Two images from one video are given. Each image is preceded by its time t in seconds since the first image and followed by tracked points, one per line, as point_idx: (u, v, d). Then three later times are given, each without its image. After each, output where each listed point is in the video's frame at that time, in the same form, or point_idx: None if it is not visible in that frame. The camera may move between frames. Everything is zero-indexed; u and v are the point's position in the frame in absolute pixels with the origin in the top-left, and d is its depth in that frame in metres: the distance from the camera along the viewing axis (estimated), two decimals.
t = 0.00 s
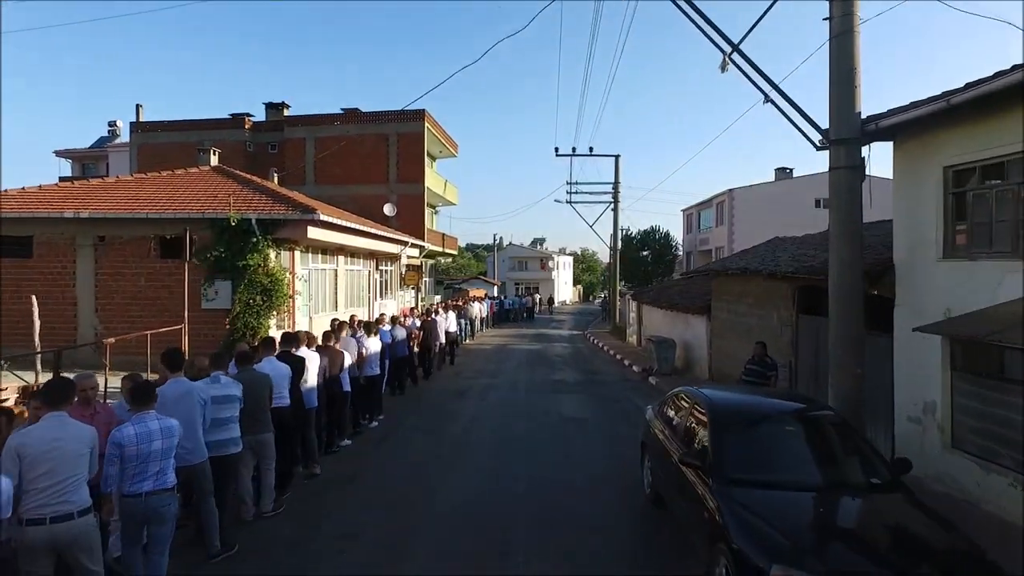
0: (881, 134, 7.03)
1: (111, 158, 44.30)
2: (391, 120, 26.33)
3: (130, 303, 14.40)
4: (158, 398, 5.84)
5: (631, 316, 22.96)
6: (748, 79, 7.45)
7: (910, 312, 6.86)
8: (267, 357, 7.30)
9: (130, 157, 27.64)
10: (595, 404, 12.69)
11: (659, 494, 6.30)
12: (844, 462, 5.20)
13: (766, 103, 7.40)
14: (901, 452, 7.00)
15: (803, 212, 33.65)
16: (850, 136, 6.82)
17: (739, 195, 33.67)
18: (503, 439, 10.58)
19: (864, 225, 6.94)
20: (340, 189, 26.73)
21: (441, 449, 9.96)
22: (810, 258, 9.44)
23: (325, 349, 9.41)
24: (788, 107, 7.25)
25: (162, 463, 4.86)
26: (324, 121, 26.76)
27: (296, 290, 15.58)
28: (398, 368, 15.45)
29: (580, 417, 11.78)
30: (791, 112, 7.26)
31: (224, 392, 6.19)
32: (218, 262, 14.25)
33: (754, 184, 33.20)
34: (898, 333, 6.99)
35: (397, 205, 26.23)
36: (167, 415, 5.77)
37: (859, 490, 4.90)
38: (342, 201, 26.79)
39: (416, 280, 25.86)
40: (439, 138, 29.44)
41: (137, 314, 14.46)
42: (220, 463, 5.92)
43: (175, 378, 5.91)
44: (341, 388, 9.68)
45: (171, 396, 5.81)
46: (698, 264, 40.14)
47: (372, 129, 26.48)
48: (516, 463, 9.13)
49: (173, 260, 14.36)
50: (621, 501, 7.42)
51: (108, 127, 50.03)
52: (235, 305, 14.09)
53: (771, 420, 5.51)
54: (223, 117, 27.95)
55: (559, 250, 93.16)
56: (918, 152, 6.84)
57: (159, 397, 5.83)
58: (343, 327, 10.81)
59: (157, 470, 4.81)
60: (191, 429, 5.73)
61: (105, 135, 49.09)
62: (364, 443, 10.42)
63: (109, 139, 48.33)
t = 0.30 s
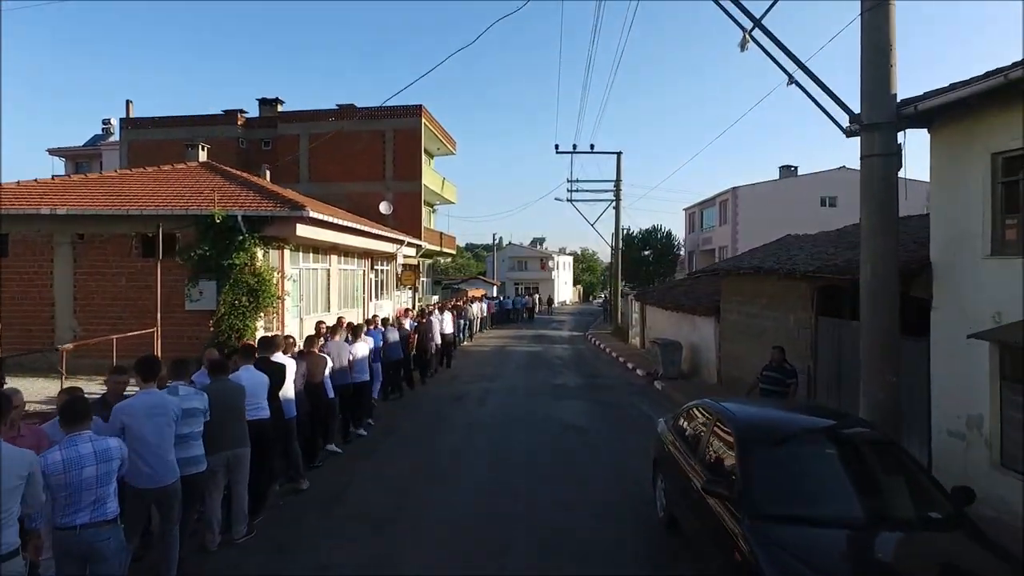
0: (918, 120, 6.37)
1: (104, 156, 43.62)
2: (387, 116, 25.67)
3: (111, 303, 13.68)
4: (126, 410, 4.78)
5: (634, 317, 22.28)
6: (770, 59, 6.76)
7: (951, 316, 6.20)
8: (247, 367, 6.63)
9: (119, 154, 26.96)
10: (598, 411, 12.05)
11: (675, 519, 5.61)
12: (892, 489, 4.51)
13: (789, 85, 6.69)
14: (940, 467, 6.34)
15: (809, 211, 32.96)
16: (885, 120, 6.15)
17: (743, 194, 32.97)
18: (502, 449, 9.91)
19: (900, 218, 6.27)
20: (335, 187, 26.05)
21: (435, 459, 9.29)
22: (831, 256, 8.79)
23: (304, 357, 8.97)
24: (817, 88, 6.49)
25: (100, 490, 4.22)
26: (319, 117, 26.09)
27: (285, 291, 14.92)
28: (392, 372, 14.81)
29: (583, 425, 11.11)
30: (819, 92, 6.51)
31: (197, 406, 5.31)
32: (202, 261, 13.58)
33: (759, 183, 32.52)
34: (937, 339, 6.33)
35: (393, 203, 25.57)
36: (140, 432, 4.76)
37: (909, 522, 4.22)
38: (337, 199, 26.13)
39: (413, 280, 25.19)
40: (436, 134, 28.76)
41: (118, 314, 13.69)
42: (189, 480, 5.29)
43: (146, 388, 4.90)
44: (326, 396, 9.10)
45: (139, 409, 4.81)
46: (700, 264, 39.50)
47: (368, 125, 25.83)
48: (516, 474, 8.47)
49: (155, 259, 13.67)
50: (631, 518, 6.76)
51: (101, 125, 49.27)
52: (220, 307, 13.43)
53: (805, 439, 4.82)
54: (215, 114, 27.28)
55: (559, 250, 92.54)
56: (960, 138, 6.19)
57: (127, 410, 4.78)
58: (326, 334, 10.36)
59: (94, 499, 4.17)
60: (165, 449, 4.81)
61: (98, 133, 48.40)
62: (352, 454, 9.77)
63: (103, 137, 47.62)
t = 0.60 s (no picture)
0: (963, 101, 5.72)
1: (98, 154, 42.99)
2: (383, 111, 25.02)
3: (90, 304, 13.02)
4: (67, 425, 3.98)
5: (637, 318, 21.65)
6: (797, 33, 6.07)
7: (1001, 319, 5.55)
8: (219, 377, 5.71)
9: (108, 151, 26.30)
10: (602, 417, 11.41)
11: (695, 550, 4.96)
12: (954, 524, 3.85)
13: (819, 62, 5.98)
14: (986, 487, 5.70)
15: (814, 209, 32.30)
16: (929, 100, 5.50)
17: (747, 192, 32.29)
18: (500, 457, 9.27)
19: (943, 209, 5.62)
20: (329, 184, 25.39)
21: (429, 469, 8.66)
22: (854, 254, 8.15)
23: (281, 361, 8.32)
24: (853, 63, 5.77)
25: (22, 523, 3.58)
26: (313, 113, 25.43)
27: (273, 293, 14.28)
28: (386, 375, 14.17)
29: (587, 431, 10.48)
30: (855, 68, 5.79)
31: (147, 421, 4.62)
32: (186, 260, 12.90)
33: (763, 180, 31.84)
34: (984, 345, 5.68)
35: (389, 200, 24.92)
36: (84, 450, 4.00)
37: (978, 565, 3.58)
38: (330, 196, 25.48)
39: (410, 279, 24.54)
40: (433, 131, 28.11)
41: (98, 316, 13.03)
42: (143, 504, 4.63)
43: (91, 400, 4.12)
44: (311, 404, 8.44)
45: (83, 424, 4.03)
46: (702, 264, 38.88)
47: (363, 121, 25.18)
48: (516, 485, 7.84)
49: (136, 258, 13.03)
50: (640, 539, 6.15)
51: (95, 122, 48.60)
52: (203, 308, 12.75)
53: (849, 465, 4.16)
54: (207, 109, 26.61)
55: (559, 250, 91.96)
56: (1011, 120, 5.54)
57: (67, 426, 3.98)
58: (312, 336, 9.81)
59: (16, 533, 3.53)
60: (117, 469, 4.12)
61: (92, 131, 47.76)
62: (340, 465, 9.12)
63: (97, 135, 46.96)
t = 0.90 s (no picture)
0: (1020, 77, 5.06)
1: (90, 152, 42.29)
2: (378, 106, 24.34)
3: (65, 305, 12.36)
4: None
5: (639, 319, 20.99)
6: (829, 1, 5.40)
7: None
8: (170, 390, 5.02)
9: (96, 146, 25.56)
10: (606, 426, 10.73)
11: None
12: None
13: (854, 34, 5.32)
14: None
15: (819, 208, 31.63)
16: (985, 75, 4.83)
17: (751, 190, 31.63)
18: (497, 470, 8.61)
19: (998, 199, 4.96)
20: (323, 181, 24.69)
21: (420, 484, 7.99)
22: (883, 251, 7.48)
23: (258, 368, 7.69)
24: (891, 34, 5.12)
25: None
26: (306, 108, 24.73)
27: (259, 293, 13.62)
28: (378, 381, 13.51)
29: (590, 442, 9.81)
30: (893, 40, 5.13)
31: (86, 447, 3.96)
32: (166, 258, 12.22)
33: (767, 178, 31.16)
34: None
35: (384, 198, 24.23)
36: None
37: None
38: (324, 194, 24.80)
39: (405, 280, 23.89)
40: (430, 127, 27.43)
41: (74, 319, 12.36)
42: (92, 545, 3.94)
43: None
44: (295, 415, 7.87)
45: None
46: (704, 264, 38.25)
47: (358, 117, 24.51)
48: (514, 503, 7.18)
49: (115, 258, 12.39)
50: (651, 570, 5.48)
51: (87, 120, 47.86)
52: (185, 309, 12.07)
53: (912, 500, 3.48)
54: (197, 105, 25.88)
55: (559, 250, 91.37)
56: None
57: None
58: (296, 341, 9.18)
59: None
60: (26, 498, 3.44)
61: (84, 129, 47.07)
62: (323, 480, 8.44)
63: (90, 132, 46.26)
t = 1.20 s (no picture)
0: None
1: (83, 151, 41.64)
2: (373, 101, 23.66)
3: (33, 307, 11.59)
4: None
5: (642, 321, 20.27)
6: None
7: None
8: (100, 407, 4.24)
9: (83, 142, 24.86)
10: (610, 437, 10.03)
11: None
12: None
13: None
14: None
15: (824, 207, 30.92)
16: None
17: (754, 188, 30.93)
18: (493, 487, 7.90)
19: None
20: (316, 179, 23.95)
21: (409, 505, 7.28)
22: (919, 247, 6.77)
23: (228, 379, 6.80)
24: None
25: None
26: (298, 103, 23.98)
27: (242, 294, 12.87)
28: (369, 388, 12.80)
29: (593, 455, 9.10)
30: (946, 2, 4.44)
31: (7, 486, 3.12)
32: (141, 257, 11.40)
33: (772, 176, 30.44)
34: None
35: (379, 196, 23.53)
36: None
37: None
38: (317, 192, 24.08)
39: (401, 280, 23.17)
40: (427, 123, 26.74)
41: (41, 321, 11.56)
42: None
43: None
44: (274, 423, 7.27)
45: None
46: (707, 264, 37.55)
47: (352, 112, 23.82)
48: (512, 528, 6.46)
49: (87, 256, 11.56)
50: None
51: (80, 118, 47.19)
52: (161, 311, 11.28)
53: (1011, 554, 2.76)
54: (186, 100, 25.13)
55: (559, 251, 90.71)
56: None
57: None
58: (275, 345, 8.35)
59: None
60: None
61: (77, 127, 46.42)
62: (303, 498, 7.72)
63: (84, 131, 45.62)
